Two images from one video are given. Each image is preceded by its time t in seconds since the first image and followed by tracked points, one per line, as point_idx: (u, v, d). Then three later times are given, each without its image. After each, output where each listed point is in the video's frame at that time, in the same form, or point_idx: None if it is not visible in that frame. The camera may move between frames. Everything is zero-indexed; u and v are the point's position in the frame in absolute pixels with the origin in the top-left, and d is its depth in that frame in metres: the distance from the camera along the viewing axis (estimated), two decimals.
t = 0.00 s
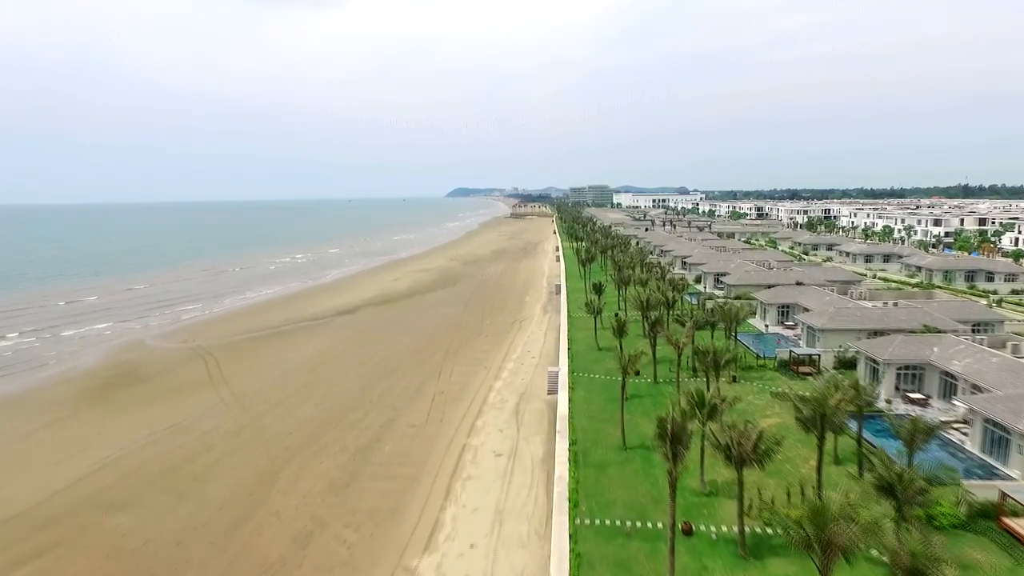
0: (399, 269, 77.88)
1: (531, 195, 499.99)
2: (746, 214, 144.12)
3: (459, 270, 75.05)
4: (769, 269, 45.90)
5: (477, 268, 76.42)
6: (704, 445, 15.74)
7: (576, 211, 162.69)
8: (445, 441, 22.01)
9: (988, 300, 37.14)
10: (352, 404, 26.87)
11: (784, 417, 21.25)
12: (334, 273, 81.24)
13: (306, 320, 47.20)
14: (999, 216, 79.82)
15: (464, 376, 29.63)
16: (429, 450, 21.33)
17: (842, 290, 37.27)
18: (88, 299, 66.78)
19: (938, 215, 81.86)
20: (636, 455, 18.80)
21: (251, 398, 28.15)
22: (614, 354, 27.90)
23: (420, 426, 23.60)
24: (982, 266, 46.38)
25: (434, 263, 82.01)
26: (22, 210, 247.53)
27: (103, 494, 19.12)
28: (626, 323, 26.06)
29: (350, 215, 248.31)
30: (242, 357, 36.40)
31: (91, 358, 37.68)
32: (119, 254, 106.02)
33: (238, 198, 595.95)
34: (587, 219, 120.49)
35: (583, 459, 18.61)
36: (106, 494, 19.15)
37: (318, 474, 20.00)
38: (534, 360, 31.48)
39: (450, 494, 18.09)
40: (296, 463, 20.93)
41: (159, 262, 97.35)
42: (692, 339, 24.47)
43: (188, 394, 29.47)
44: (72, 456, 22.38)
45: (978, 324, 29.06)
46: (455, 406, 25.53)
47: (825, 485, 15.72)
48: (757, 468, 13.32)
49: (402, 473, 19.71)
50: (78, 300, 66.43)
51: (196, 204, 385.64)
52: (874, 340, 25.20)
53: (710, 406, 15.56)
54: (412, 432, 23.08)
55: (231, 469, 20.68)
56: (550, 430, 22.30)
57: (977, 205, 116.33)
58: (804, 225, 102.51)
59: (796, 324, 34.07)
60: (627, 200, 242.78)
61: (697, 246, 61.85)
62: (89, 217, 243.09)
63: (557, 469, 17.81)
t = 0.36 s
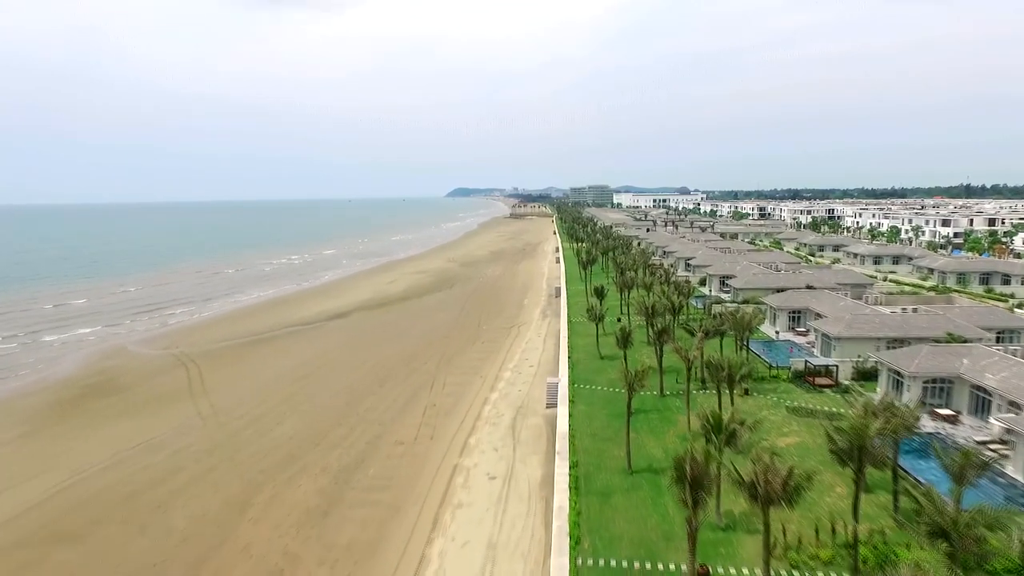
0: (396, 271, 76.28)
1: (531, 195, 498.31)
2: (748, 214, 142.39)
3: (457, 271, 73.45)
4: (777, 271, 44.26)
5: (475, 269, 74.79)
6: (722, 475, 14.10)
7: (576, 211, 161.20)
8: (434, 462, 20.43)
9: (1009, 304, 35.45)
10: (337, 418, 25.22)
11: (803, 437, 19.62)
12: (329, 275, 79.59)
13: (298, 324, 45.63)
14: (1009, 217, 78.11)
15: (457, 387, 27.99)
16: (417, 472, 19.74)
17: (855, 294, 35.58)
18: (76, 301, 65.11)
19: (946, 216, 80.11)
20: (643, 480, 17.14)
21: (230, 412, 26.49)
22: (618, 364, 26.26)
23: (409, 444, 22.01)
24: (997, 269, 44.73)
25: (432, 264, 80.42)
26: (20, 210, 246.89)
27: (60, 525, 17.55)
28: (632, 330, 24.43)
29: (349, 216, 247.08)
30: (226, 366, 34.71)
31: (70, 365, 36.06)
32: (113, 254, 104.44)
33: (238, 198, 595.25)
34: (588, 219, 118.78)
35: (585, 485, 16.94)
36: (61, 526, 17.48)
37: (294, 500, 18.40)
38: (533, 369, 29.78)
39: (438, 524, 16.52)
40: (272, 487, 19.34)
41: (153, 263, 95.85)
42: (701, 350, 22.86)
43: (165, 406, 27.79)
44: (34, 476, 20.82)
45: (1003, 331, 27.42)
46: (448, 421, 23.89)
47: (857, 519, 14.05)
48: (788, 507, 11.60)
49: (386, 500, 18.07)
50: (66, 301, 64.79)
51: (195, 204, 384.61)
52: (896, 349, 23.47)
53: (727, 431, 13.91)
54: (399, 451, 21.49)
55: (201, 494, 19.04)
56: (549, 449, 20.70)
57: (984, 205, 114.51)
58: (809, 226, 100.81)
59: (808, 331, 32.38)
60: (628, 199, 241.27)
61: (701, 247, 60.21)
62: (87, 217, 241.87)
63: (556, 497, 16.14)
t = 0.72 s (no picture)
0: (392, 272, 74.59)
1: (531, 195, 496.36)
2: (750, 214, 140.69)
3: (454, 273, 71.77)
4: (785, 274, 42.56)
5: (473, 271, 73.08)
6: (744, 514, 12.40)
7: (576, 211, 159.53)
8: (422, 486, 18.72)
9: None
10: (321, 432, 23.52)
11: (826, 459, 17.90)
12: (324, 276, 77.82)
13: (287, 329, 43.89)
14: (1018, 217, 76.46)
15: (450, 399, 26.28)
16: (402, 498, 18.05)
17: (869, 299, 33.87)
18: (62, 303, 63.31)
19: (954, 216, 78.42)
20: (653, 511, 15.40)
21: (206, 425, 24.72)
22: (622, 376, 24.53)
23: (396, 464, 20.32)
24: (1014, 272, 43.04)
25: (429, 266, 78.69)
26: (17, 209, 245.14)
27: (8, 559, 15.87)
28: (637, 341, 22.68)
29: (347, 216, 245.22)
30: (208, 374, 32.95)
31: (45, 374, 34.33)
32: (105, 254, 102.68)
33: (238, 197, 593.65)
34: (588, 219, 117.03)
35: (588, 518, 15.19)
36: (4, 564, 15.64)
37: (267, 530, 16.70)
38: (531, 379, 28.08)
39: (424, 561, 14.83)
40: (242, 516, 17.58)
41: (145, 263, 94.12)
42: (712, 363, 21.13)
43: (138, 421, 25.96)
44: None
45: None
46: (439, 438, 22.19)
47: (898, 564, 12.35)
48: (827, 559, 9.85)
49: (368, 531, 16.36)
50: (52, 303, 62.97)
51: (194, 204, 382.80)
52: (921, 361, 21.65)
53: (750, 463, 12.17)
54: (385, 472, 19.79)
55: (162, 527, 17.21)
56: (547, 471, 18.97)
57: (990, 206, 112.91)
58: (813, 227, 99.14)
59: (821, 338, 30.63)
60: (629, 199, 239.56)
61: (704, 248, 58.51)
62: (84, 217, 240.08)
63: (556, 533, 14.39)
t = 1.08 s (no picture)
0: (389, 274, 72.96)
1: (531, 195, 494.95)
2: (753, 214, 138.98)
3: (452, 274, 70.09)
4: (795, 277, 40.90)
5: (471, 272, 71.43)
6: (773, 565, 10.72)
7: (576, 210, 157.83)
8: (407, 514, 17.04)
9: None
10: (303, 449, 21.84)
11: (853, 486, 16.21)
12: (320, 278, 76.17)
13: (276, 334, 42.22)
14: None
15: (442, 412, 24.60)
16: (384, 529, 16.37)
17: (885, 304, 32.19)
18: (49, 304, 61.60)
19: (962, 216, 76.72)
20: (665, 550, 13.69)
21: (179, 441, 22.99)
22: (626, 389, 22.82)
23: (380, 488, 18.65)
24: None
25: (426, 267, 77.03)
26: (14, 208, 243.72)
27: None
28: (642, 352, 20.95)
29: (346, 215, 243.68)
30: (190, 383, 31.23)
31: (19, 382, 32.62)
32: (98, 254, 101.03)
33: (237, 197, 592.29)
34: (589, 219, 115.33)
35: (592, 557, 13.49)
36: None
37: (235, 566, 15.00)
38: (528, 390, 26.43)
39: None
40: (209, 548, 15.90)
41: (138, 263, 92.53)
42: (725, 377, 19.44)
43: (108, 435, 24.18)
44: None
45: None
46: (428, 457, 20.51)
47: None
48: None
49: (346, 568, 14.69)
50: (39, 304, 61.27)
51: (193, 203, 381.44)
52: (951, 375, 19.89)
53: (782, 507, 10.48)
54: (368, 497, 18.11)
55: (117, 560, 15.48)
56: (545, 497, 17.30)
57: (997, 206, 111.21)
58: (817, 227, 97.45)
59: (835, 345, 28.95)
60: (629, 199, 237.92)
61: (708, 250, 56.82)
62: (82, 216, 238.47)
63: None
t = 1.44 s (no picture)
0: (386, 275, 71.40)
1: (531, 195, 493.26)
2: (756, 214, 137.16)
3: (450, 275, 68.55)
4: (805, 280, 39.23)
5: (470, 274, 69.80)
6: None
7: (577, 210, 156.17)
8: (390, 547, 15.38)
9: None
10: (282, 469, 20.18)
11: (886, 519, 14.54)
12: (316, 279, 74.60)
13: (266, 339, 40.64)
14: None
15: (434, 427, 22.95)
16: (363, 565, 14.72)
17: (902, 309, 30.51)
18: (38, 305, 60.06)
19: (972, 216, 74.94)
20: None
21: (148, 461, 21.27)
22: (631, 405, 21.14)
23: (363, 515, 16.98)
24: None
25: (425, 268, 75.46)
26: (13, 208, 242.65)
27: None
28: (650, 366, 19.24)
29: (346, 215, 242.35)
30: (171, 393, 29.63)
31: None
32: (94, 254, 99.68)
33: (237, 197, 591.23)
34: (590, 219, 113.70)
35: None
36: None
37: None
38: (526, 403, 24.75)
39: None
40: None
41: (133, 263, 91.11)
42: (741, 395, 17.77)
43: (73, 454, 22.45)
44: None
45: None
46: (416, 479, 18.85)
47: None
48: None
49: None
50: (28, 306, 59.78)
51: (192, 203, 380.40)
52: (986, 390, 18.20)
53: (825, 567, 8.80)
54: (348, 527, 16.42)
55: None
56: (543, 529, 15.64)
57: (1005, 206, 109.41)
58: (822, 227, 95.71)
59: (852, 354, 27.29)
60: (630, 199, 236.37)
61: (714, 251, 55.17)
62: (81, 216, 237.32)
63: None
